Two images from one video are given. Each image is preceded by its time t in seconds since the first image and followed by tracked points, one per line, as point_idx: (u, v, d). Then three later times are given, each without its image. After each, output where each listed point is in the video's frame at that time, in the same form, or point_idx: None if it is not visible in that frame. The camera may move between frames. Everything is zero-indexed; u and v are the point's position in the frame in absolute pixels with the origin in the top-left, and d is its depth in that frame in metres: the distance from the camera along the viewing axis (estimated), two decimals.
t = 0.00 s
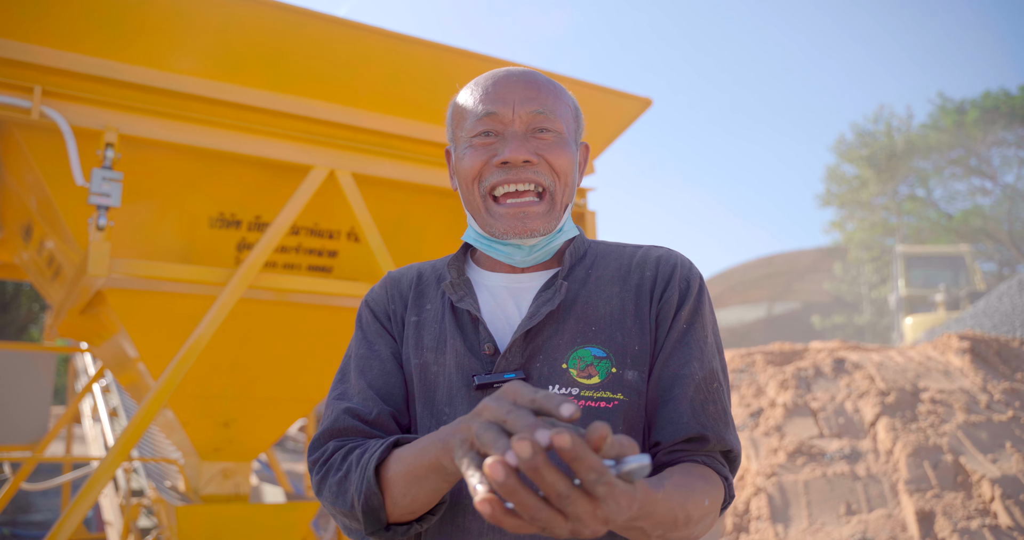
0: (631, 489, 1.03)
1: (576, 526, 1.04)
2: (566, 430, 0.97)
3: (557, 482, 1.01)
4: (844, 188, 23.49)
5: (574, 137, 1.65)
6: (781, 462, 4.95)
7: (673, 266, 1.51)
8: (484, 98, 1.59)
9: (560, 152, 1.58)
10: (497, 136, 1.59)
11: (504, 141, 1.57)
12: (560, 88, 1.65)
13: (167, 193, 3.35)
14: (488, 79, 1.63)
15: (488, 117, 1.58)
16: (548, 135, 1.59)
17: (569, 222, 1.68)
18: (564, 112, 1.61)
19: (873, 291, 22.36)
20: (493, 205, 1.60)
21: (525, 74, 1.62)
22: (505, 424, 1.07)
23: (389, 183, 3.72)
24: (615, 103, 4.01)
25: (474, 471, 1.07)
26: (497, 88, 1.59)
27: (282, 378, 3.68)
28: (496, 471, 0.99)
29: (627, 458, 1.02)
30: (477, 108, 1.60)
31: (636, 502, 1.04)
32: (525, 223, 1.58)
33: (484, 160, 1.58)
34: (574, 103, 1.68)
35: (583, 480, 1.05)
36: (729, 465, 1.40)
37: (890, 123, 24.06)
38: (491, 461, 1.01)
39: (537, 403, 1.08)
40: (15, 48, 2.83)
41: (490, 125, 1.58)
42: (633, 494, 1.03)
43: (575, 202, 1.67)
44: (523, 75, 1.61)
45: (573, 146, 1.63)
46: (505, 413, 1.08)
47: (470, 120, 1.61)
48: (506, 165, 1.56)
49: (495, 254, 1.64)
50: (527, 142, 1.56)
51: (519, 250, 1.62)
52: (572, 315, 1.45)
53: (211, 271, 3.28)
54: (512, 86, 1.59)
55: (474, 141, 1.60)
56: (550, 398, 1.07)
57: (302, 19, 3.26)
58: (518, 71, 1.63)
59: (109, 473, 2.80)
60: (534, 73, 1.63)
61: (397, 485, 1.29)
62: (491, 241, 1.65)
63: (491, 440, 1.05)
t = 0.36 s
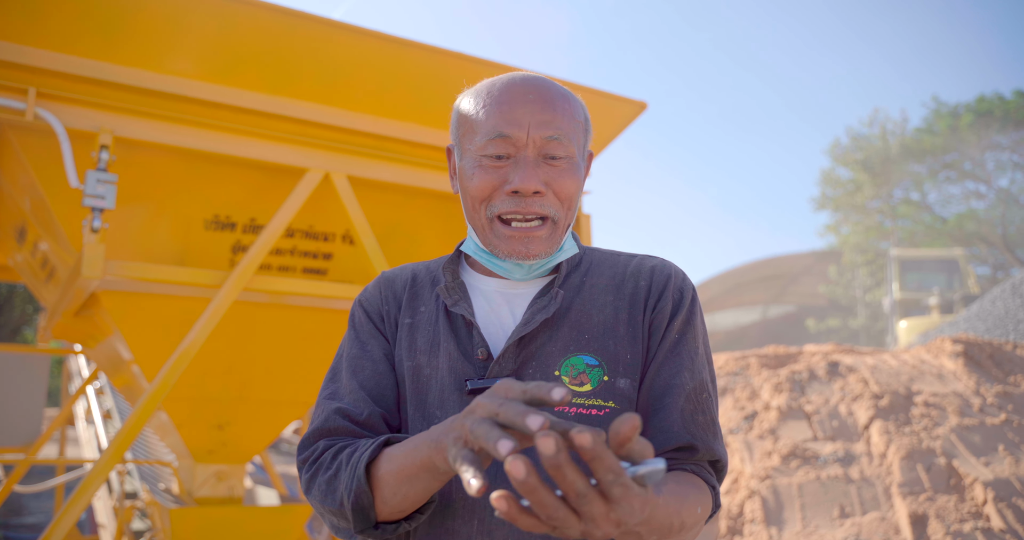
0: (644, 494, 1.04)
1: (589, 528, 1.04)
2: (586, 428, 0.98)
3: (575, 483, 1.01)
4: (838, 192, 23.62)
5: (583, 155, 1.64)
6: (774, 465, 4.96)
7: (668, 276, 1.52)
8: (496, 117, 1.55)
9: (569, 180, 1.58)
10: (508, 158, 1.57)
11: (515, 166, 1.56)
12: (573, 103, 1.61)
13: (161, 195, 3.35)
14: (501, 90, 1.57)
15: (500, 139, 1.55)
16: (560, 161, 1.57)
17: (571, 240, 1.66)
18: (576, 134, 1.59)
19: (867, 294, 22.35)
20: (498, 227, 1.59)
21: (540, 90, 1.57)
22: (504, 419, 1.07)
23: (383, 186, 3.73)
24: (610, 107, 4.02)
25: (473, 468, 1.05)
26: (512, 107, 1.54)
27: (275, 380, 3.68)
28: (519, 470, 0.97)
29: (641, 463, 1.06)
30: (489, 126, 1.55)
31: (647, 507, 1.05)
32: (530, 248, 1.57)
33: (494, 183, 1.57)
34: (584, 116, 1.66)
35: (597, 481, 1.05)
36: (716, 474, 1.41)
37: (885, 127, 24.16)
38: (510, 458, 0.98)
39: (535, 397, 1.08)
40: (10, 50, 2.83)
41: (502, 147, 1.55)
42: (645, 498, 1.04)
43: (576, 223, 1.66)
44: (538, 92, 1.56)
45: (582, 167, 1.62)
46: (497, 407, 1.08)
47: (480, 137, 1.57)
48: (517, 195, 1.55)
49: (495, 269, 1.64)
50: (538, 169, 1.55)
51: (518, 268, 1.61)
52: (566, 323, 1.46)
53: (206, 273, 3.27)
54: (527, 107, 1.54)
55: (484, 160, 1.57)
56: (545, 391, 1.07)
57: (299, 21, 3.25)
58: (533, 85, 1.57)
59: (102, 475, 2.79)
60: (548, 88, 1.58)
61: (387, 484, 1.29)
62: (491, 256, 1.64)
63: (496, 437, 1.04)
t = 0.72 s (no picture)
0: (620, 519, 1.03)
1: None
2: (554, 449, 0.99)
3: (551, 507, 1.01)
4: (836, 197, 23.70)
5: (578, 151, 1.67)
6: (772, 471, 4.96)
7: (668, 285, 1.53)
8: (492, 108, 1.60)
9: (563, 168, 1.60)
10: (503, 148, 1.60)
11: (509, 154, 1.58)
12: (568, 101, 1.66)
13: (159, 199, 3.35)
14: (497, 88, 1.64)
15: (494, 128, 1.59)
16: (553, 149, 1.60)
17: (568, 239, 1.69)
18: (570, 127, 1.63)
19: (865, 300, 22.12)
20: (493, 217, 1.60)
21: (533, 86, 1.63)
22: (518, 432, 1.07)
23: (382, 191, 3.73)
24: (609, 113, 4.03)
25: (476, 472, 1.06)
26: (506, 98, 1.60)
27: (273, 385, 3.68)
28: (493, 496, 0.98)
29: (620, 485, 1.05)
30: (483, 118, 1.60)
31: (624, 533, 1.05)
32: (525, 237, 1.57)
33: (489, 171, 1.59)
34: (580, 116, 1.70)
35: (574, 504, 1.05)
36: (714, 486, 1.42)
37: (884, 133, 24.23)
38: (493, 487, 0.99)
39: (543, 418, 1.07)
40: (10, 54, 2.84)
41: (496, 136, 1.59)
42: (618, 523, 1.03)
43: (572, 218, 1.68)
44: (532, 88, 1.62)
45: (577, 160, 1.65)
46: (504, 424, 1.08)
47: (476, 129, 1.61)
48: (511, 180, 1.57)
49: (492, 265, 1.64)
50: (531, 156, 1.58)
51: (516, 263, 1.62)
52: (565, 331, 1.46)
53: (205, 277, 3.28)
54: (521, 98, 1.60)
55: (479, 150, 1.60)
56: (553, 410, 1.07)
57: (299, 27, 3.26)
58: (527, 83, 1.64)
59: (99, 478, 2.79)
60: (542, 85, 1.64)
61: (387, 493, 1.29)
62: (488, 252, 1.65)
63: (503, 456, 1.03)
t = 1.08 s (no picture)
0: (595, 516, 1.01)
1: None
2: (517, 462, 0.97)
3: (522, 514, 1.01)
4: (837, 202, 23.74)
5: (558, 152, 1.67)
6: (772, 476, 4.96)
7: (662, 283, 1.53)
8: (467, 117, 1.63)
9: (541, 171, 1.60)
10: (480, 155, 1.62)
11: (486, 161, 1.60)
12: (544, 103, 1.67)
13: (160, 204, 3.36)
14: (471, 96, 1.66)
15: (470, 137, 1.61)
16: (530, 153, 1.61)
17: (555, 240, 1.69)
18: (547, 129, 1.63)
19: (865, 305, 22.08)
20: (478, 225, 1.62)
21: (506, 90, 1.64)
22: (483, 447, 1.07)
23: (382, 195, 3.74)
24: (608, 117, 4.04)
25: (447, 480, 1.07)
26: (480, 106, 1.62)
27: (273, 389, 3.68)
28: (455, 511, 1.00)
29: (590, 483, 1.03)
30: (459, 128, 1.63)
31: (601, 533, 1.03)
32: (510, 243, 1.59)
33: (469, 180, 1.61)
34: (560, 117, 1.70)
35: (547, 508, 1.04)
36: (718, 483, 1.42)
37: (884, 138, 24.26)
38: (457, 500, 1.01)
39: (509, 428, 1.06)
40: (13, 58, 2.86)
41: (473, 144, 1.62)
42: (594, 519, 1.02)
43: (559, 221, 1.69)
44: (505, 93, 1.63)
45: (557, 161, 1.65)
46: (470, 439, 1.08)
47: (453, 139, 1.64)
48: (489, 187, 1.58)
49: (482, 274, 1.66)
50: (508, 161, 1.59)
51: (506, 271, 1.64)
52: (559, 333, 1.47)
53: (205, 281, 3.29)
54: (494, 105, 1.61)
55: (458, 160, 1.63)
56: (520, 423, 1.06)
57: (299, 31, 3.28)
58: (500, 88, 1.65)
59: (98, 482, 2.79)
60: (515, 89, 1.65)
61: (377, 505, 1.30)
62: (478, 262, 1.67)
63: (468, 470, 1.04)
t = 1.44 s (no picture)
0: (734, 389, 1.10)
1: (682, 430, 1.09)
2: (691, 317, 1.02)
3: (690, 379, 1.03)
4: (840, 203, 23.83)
5: (552, 159, 1.64)
6: (774, 477, 4.95)
7: (668, 281, 1.51)
8: (455, 135, 1.60)
9: (533, 187, 1.59)
10: (470, 173, 1.61)
11: (477, 182, 1.59)
12: (535, 111, 1.63)
13: (163, 204, 3.37)
14: (458, 108, 1.63)
15: (458, 157, 1.60)
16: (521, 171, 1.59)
17: (554, 245, 1.69)
18: (537, 140, 1.60)
19: (867, 306, 22.08)
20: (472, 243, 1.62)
21: (493, 102, 1.60)
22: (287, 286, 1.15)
23: (385, 196, 3.75)
24: (610, 118, 4.04)
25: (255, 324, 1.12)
26: (466, 122, 1.59)
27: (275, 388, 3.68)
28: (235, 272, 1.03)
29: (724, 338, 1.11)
30: (448, 147, 1.61)
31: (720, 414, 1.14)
32: (504, 262, 1.59)
33: (460, 201, 1.61)
34: (552, 120, 1.66)
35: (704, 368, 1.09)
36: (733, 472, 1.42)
37: (887, 139, 24.23)
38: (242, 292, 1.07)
39: (306, 283, 1.18)
40: (16, 59, 2.86)
41: (461, 165, 1.60)
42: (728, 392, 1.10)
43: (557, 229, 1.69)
44: (492, 106, 1.59)
45: (550, 173, 1.63)
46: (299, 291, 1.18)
47: (443, 156, 1.63)
48: (480, 210, 1.57)
49: (481, 282, 1.67)
50: (498, 182, 1.58)
51: (503, 280, 1.64)
52: (562, 333, 1.47)
53: (209, 282, 3.29)
54: (480, 120, 1.58)
55: (448, 181, 1.63)
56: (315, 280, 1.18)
57: (301, 31, 3.30)
58: (487, 98, 1.61)
59: (101, 483, 2.79)
60: (503, 98, 1.61)
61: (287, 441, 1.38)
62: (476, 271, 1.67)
63: (258, 289, 1.11)
